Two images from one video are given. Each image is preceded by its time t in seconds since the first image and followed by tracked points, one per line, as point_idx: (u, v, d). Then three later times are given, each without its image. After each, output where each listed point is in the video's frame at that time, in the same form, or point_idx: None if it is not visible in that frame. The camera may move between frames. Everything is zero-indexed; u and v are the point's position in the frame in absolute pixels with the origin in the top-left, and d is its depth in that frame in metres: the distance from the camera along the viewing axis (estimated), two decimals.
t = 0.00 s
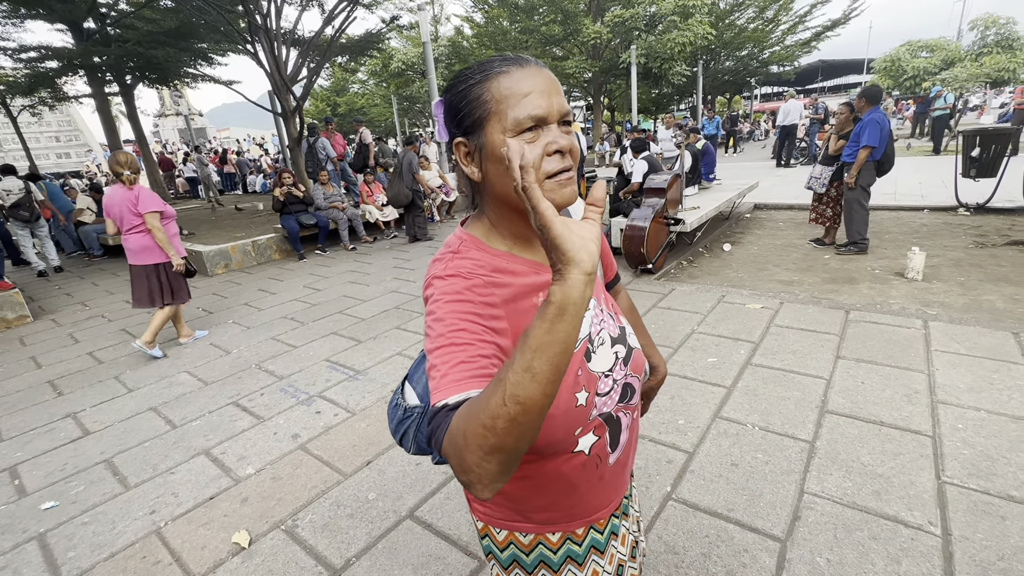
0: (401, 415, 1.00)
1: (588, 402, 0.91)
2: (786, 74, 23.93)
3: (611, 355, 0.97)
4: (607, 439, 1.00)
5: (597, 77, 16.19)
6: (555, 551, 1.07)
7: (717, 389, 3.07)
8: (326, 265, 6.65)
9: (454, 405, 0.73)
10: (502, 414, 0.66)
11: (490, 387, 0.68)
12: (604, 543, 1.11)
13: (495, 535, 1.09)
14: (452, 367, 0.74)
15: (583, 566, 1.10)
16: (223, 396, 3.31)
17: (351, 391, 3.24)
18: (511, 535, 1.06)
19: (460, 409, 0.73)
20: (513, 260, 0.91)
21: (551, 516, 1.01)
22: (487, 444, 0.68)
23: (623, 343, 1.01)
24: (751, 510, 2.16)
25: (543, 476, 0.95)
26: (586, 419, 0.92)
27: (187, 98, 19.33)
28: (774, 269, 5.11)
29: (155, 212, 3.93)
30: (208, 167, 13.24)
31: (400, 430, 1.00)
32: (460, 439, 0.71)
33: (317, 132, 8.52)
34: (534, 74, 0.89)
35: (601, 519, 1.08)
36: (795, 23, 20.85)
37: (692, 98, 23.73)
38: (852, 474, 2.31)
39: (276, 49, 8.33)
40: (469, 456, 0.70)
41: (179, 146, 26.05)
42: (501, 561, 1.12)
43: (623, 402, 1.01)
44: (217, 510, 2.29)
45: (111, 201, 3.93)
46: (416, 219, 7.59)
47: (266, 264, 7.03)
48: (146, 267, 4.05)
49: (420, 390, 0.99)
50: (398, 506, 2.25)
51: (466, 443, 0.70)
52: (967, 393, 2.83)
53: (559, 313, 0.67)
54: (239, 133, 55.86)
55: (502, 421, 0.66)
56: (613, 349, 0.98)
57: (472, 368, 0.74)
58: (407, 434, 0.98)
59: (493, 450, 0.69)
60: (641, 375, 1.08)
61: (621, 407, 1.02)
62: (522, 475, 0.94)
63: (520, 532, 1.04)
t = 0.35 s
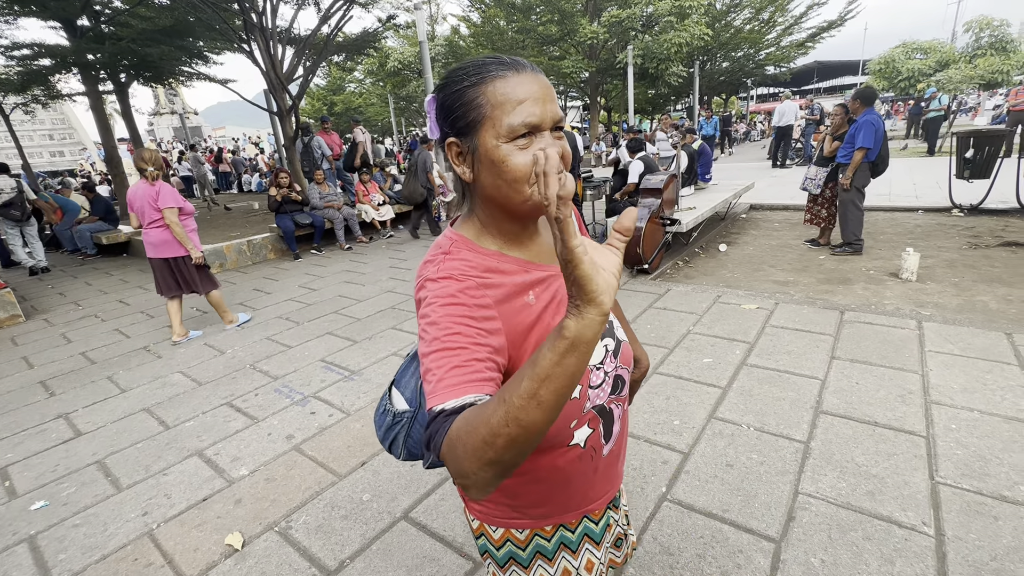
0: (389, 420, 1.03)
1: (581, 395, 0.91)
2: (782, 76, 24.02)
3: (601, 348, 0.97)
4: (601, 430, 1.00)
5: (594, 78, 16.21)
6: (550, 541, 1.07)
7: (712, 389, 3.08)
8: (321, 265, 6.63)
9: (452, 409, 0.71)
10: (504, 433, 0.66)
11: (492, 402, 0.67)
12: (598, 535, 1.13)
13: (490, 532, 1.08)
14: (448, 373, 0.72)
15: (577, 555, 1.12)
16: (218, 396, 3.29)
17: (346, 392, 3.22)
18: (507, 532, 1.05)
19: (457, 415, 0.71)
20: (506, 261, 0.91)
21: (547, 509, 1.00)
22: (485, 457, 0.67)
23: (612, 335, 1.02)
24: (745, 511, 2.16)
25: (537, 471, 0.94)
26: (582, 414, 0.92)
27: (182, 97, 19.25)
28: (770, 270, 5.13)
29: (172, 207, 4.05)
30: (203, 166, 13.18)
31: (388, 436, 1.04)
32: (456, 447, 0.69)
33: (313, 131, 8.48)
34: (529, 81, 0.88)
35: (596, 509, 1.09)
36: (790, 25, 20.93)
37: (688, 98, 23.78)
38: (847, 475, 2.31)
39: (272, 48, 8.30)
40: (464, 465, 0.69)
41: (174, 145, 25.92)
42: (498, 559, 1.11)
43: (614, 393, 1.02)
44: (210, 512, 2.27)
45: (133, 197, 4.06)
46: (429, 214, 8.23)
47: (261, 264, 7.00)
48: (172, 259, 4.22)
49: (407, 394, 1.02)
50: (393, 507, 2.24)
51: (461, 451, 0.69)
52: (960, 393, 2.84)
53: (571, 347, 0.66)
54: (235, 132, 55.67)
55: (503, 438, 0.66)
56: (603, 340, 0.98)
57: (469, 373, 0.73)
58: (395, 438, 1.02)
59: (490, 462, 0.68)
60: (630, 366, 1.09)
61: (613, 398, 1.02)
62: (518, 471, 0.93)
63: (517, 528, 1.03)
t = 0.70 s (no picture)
0: (395, 414, 1.17)
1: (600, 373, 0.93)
2: (778, 76, 24.05)
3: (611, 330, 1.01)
4: (612, 412, 1.02)
5: (590, 78, 16.21)
6: (560, 529, 1.06)
7: (708, 390, 3.08)
8: (318, 265, 6.60)
9: (491, 366, 0.69)
10: (552, 378, 0.65)
11: (539, 352, 0.67)
12: (606, 523, 1.12)
13: (500, 522, 1.07)
14: (487, 331, 0.72)
15: (585, 544, 1.10)
16: (212, 397, 3.27)
17: (342, 392, 3.21)
18: (517, 519, 1.04)
19: (499, 368, 0.69)
20: (532, 242, 0.91)
21: (561, 492, 1.00)
22: (527, 407, 0.66)
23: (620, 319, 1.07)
24: (741, 511, 2.17)
25: (557, 449, 0.94)
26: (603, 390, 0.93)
27: (177, 96, 19.14)
28: (766, 270, 5.14)
29: (204, 204, 4.27)
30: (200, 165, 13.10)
31: (393, 431, 1.18)
32: (497, 397, 0.68)
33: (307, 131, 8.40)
34: (561, 74, 0.89)
35: (605, 496, 1.08)
36: (787, 25, 20.97)
37: (685, 99, 23.81)
38: (842, 475, 2.32)
39: (268, 46, 8.25)
40: (505, 417, 0.68)
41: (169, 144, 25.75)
42: (507, 548, 1.10)
43: (622, 375, 1.06)
44: (204, 514, 2.26)
45: (165, 191, 4.25)
46: (438, 211, 7.95)
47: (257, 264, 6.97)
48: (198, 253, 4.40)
49: (412, 388, 1.17)
50: (389, 508, 2.23)
51: (501, 404, 0.68)
52: (955, 393, 2.85)
53: (623, 299, 0.67)
54: (230, 131, 55.35)
55: (548, 387, 0.65)
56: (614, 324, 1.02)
57: (508, 331, 0.73)
58: (400, 432, 1.17)
59: (533, 409, 0.67)
60: (633, 353, 1.14)
61: (622, 380, 1.05)
62: (538, 450, 0.93)
63: (527, 514, 1.02)
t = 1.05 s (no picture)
0: (402, 407, 1.14)
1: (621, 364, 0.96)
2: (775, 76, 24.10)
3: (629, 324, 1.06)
4: (625, 402, 1.04)
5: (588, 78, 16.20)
6: (571, 525, 1.06)
7: (706, 389, 3.09)
8: (315, 264, 6.59)
9: (512, 354, 0.69)
10: (558, 371, 0.65)
11: (549, 344, 0.67)
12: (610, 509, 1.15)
13: (513, 518, 1.06)
14: (510, 319, 0.72)
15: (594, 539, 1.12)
16: (209, 397, 3.26)
17: (340, 392, 3.20)
18: (531, 514, 1.03)
19: (516, 356, 0.69)
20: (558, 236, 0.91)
21: (572, 484, 1.00)
22: (534, 395, 0.67)
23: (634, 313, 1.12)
24: (739, 510, 2.17)
25: (573, 442, 0.95)
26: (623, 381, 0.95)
27: (173, 95, 19.06)
28: (763, 269, 5.15)
29: (228, 198, 4.43)
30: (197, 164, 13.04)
31: (399, 423, 1.15)
32: (507, 384, 0.68)
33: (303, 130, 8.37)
34: (596, 75, 0.88)
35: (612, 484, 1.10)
36: (784, 25, 21.00)
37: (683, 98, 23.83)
38: (839, 473, 2.32)
39: (265, 45, 8.21)
40: (516, 403, 0.68)
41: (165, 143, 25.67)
42: (520, 547, 1.09)
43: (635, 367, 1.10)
44: (200, 514, 2.25)
45: (188, 186, 4.32)
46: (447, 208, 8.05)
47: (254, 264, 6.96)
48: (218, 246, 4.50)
49: (420, 380, 1.14)
50: (387, 509, 2.23)
51: (512, 390, 0.68)
52: (951, 392, 2.86)
53: (632, 298, 0.65)
54: (227, 130, 55.20)
55: (554, 378, 0.65)
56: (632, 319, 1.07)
57: (529, 322, 0.72)
58: (407, 425, 1.14)
59: (538, 401, 0.67)
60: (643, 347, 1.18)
61: (634, 372, 1.09)
62: (554, 441, 0.93)
63: (542, 508, 1.02)
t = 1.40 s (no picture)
0: (396, 423, 1.13)
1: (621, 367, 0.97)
2: (774, 75, 24.11)
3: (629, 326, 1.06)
4: (628, 406, 1.06)
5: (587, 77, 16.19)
6: (571, 533, 1.07)
7: (705, 388, 3.09)
8: (313, 264, 6.58)
9: (516, 368, 0.68)
10: (573, 396, 0.64)
11: (561, 368, 0.66)
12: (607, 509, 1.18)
13: (513, 532, 1.05)
14: (509, 333, 0.71)
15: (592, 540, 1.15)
16: (208, 397, 3.25)
17: (338, 391, 3.20)
18: (533, 527, 1.03)
19: (518, 372, 0.68)
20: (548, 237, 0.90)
21: (576, 494, 1.00)
22: (544, 420, 0.66)
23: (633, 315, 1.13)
24: (738, 509, 2.17)
25: (575, 450, 0.95)
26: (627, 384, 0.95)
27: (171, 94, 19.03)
28: (762, 268, 5.15)
29: (243, 191, 4.61)
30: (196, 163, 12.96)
31: (394, 440, 1.14)
32: (514, 408, 0.67)
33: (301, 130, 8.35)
34: (575, 68, 0.88)
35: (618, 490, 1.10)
36: (782, 23, 21.00)
37: (681, 97, 23.83)
38: (838, 472, 2.32)
39: (263, 44, 8.20)
40: (522, 424, 0.67)
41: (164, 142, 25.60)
42: (518, 559, 1.08)
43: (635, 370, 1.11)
44: (199, 514, 2.24)
45: (206, 183, 4.57)
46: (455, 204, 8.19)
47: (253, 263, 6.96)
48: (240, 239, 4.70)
49: (413, 395, 1.14)
50: (385, 508, 2.22)
51: (518, 414, 0.67)
52: (949, 390, 2.87)
53: (657, 322, 0.65)
54: (226, 129, 54.98)
55: (567, 404, 0.65)
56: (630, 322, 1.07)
57: (528, 334, 0.71)
58: (403, 441, 1.14)
59: (549, 426, 0.66)
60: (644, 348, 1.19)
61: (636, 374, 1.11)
62: (557, 450, 0.93)
63: (545, 521, 1.01)
